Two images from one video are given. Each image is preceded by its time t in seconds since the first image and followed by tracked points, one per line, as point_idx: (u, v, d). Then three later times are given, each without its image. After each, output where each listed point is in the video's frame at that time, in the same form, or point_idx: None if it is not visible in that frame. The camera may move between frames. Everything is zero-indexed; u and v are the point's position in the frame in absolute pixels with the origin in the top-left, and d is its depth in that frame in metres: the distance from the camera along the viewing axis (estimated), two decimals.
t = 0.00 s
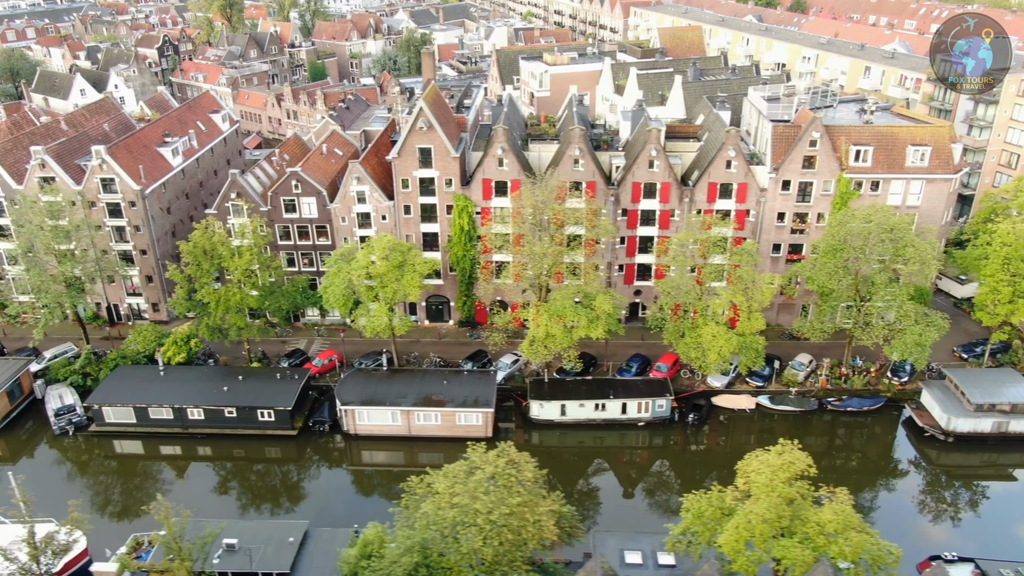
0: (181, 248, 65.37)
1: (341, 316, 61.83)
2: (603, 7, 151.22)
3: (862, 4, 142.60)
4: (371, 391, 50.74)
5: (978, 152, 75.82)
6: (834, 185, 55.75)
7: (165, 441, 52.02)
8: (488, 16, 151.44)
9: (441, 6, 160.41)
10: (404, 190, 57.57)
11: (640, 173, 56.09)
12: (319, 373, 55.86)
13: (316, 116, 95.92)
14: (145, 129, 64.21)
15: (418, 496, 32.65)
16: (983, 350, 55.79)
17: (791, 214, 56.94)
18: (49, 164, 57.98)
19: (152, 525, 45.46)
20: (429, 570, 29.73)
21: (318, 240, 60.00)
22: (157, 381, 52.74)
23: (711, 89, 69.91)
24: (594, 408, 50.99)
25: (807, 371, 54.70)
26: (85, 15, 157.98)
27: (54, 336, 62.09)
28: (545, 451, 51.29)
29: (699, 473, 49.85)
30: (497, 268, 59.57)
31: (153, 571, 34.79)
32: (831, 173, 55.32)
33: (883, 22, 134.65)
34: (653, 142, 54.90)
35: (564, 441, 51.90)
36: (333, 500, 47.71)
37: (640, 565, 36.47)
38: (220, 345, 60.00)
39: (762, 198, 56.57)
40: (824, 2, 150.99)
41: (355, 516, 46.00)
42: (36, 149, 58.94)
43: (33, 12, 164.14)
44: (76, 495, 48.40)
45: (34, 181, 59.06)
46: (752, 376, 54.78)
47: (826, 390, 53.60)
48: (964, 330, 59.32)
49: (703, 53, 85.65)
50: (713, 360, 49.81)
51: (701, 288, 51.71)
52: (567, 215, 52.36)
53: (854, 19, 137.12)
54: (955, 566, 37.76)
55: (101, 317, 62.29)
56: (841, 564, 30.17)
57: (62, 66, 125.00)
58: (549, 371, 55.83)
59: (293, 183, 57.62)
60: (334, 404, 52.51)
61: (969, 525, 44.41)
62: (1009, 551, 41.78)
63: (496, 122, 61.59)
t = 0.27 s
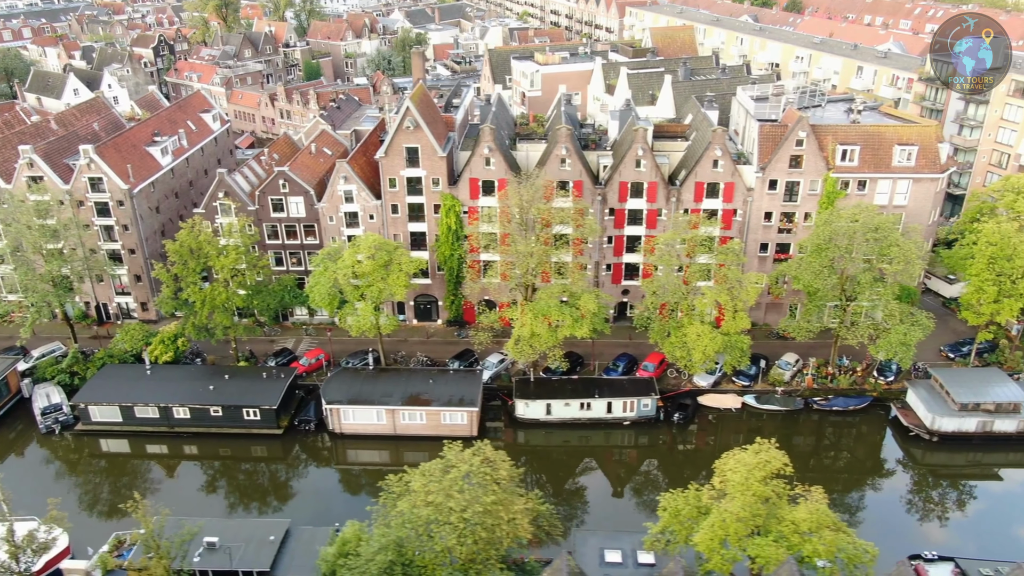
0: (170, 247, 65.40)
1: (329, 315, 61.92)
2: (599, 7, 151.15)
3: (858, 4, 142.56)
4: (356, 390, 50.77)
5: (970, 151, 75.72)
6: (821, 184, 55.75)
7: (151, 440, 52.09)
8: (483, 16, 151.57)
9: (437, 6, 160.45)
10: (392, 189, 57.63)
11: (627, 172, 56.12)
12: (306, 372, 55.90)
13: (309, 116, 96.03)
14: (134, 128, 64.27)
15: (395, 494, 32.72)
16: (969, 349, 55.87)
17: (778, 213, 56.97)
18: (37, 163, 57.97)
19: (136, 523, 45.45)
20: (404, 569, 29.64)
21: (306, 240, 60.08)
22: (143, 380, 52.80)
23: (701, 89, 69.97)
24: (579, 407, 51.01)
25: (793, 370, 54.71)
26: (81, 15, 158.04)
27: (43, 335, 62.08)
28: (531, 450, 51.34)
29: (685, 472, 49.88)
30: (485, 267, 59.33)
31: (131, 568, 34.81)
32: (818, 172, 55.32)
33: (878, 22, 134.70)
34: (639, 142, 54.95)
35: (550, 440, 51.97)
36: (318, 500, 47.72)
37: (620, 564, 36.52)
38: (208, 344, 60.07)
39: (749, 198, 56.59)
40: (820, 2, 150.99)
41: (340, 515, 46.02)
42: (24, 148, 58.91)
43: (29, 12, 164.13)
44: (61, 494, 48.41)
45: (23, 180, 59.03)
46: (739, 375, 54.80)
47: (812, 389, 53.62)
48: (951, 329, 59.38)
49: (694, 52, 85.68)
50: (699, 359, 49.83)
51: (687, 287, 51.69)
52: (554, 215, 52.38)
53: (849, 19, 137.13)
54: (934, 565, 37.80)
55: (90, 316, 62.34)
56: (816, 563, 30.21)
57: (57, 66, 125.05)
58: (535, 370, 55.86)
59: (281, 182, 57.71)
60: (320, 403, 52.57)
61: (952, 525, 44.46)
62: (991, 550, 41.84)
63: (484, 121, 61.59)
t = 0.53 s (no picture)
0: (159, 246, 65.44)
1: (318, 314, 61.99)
2: (595, 7, 151.10)
3: (854, 4, 142.50)
4: (341, 390, 50.80)
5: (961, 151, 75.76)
6: (807, 183, 55.76)
7: (137, 439, 52.14)
8: (479, 16, 151.62)
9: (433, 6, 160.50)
10: (379, 189, 57.68)
11: (614, 172, 56.16)
12: (293, 371, 55.93)
13: (302, 116, 96.08)
14: (124, 128, 64.34)
15: (372, 493, 32.76)
16: (956, 349, 55.92)
17: (765, 213, 56.99)
18: (25, 162, 58.05)
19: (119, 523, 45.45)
20: (380, 567, 29.82)
21: (294, 239, 60.16)
22: (130, 379, 52.88)
23: (690, 88, 70.00)
24: (565, 406, 51.04)
25: (779, 369, 54.74)
26: (77, 15, 158.17)
27: (32, 334, 62.16)
28: (516, 450, 51.42)
29: (671, 471, 49.89)
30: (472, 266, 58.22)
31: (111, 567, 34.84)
32: (805, 172, 55.34)
33: (873, 22, 134.74)
34: (626, 141, 54.99)
35: (535, 439, 52.04)
36: (303, 499, 47.77)
37: (599, 563, 36.42)
38: (196, 343, 60.14)
39: (736, 197, 56.59)
40: (816, 3, 151.02)
41: (324, 514, 46.06)
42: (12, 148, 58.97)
43: (26, 12, 164.23)
44: (46, 492, 48.44)
45: (11, 180, 59.10)
46: (725, 375, 54.82)
47: (798, 389, 53.62)
48: (938, 329, 59.41)
49: (686, 52, 85.72)
50: (683, 358, 49.87)
51: (672, 286, 51.70)
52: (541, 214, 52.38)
53: (844, 19, 137.16)
54: (914, 564, 37.79)
55: (79, 315, 62.44)
56: (790, 562, 30.23)
57: (52, 66, 125.18)
58: (522, 369, 55.89)
59: (268, 181, 57.77)
60: (306, 402, 52.63)
61: (935, 524, 44.43)
62: (973, 550, 41.83)
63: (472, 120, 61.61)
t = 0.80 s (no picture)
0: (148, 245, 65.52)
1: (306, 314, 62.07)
2: (590, 7, 151.11)
3: (849, 4, 142.48)
4: (327, 389, 50.87)
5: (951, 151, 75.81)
6: (794, 183, 55.77)
7: (123, 438, 52.23)
8: (474, 15, 151.72)
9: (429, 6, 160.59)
10: (366, 188, 57.74)
11: (601, 172, 56.22)
12: (280, 370, 56.02)
13: (294, 115, 96.18)
14: (113, 127, 64.44)
15: (349, 491, 32.89)
16: (943, 348, 55.98)
17: (752, 212, 57.01)
18: (13, 162, 58.16)
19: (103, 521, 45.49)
20: (355, 565, 29.86)
21: (282, 238, 60.25)
22: (116, 378, 52.99)
23: (680, 88, 70.06)
24: (550, 405, 51.12)
25: (765, 369, 54.81)
26: (74, 15, 158.33)
27: (21, 333, 62.24)
28: (502, 449, 51.55)
29: (659, 470, 49.87)
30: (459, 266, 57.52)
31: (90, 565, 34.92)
32: (791, 171, 55.34)
33: (868, 21, 134.67)
34: (612, 141, 55.05)
35: (521, 438, 52.13)
36: (288, 498, 47.84)
37: (578, 562, 36.42)
38: (184, 343, 60.25)
39: (723, 197, 56.63)
40: (811, 2, 151.08)
41: (308, 513, 46.13)
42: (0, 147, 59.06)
43: (23, 11, 164.32)
44: (32, 490, 48.53)
45: None
46: (712, 374, 54.87)
47: (783, 388, 53.66)
48: (926, 329, 59.47)
49: (677, 52, 85.79)
50: (668, 357, 49.90)
51: (658, 286, 51.74)
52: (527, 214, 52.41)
53: (840, 19, 137.22)
54: (894, 563, 37.76)
55: (68, 315, 62.54)
56: (766, 560, 30.25)
57: (47, 66, 125.29)
58: (508, 369, 55.94)
59: (256, 181, 57.84)
60: (292, 401, 52.73)
61: (918, 523, 44.38)
62: (956, 549, 41.78)
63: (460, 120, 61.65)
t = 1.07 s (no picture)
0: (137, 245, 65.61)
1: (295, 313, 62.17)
2: (587, 7, 151.16)
3: (845, 4, 142.47)
4: (312, 388, 50.95)
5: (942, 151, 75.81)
6: (780, 183, 55.79)
7: (110, 437, 52.30)
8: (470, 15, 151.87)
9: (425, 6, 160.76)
10: (354, 188, 57.82)
11: (588, 172, 56.29)
12: (267, 369, 56.12)
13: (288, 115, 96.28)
14: (103, 127, 64.54)
15: (325, 491, 33.03)
16: (929, 348, 56.02)
17: (739, 212, 57.05)
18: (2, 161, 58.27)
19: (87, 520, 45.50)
20: (330, 563, 29.93)
21: (270, 238, 60.35)
22: (103, 377, 53.10)
23: (670, 88, 70.13)
24: (535, 405, 51.20)
25: (751, 369, 54.87)
26: (71, 15, 158.60)
27: (10, 332, 62.33)
28: (488, 448, 51.63)
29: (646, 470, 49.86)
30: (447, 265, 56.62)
31: (69, 563, 34.97)
32: (778, 171, 55.38)
33: (864, 21, 134.69)
34: (599, 140, 55.13)
35: (507, 438, 52.18)
36: (273, 497, 47.91)
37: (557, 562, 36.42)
38: (172, 342, 60.36)
39: (710, 197, 56.69)
40: (807, 2, 151.10)
41: (292, 511, 46.18)
42: None
43: (20, 11, 164.52)
44: (18, 489, 48.63)
45: None
46: (698, 374, 54.93)
47: (769, 388, 53.71)
48: (913, 329, 59.52)
49: (669, 52, 85.86)
50: (653, 357, 49.95)
51: (643, 285, 51.78)
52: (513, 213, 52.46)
53: (835, 19, 137.29)
54: (873, 563, 37.78)
55: (57, 314, 62.64)
56: (742, 559, 30.30)
57: (43, 66, 125.45)
58: (495, 368, 56.01)
59: (244, 181, 57.92)
60: (279, 400, 52.83)
61: (901, 523, 44.38)
62: (939, 548, 41.78)
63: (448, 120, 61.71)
